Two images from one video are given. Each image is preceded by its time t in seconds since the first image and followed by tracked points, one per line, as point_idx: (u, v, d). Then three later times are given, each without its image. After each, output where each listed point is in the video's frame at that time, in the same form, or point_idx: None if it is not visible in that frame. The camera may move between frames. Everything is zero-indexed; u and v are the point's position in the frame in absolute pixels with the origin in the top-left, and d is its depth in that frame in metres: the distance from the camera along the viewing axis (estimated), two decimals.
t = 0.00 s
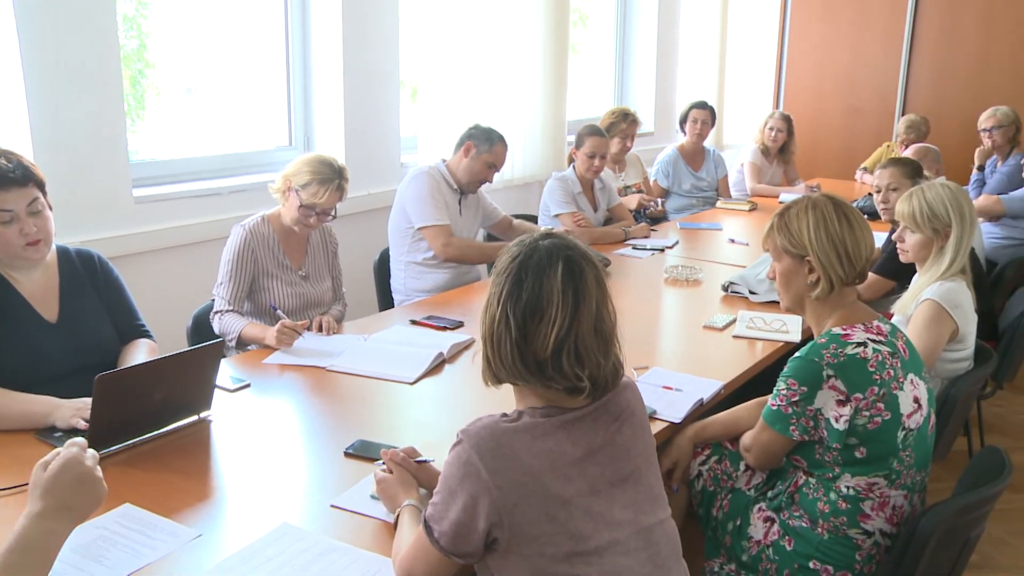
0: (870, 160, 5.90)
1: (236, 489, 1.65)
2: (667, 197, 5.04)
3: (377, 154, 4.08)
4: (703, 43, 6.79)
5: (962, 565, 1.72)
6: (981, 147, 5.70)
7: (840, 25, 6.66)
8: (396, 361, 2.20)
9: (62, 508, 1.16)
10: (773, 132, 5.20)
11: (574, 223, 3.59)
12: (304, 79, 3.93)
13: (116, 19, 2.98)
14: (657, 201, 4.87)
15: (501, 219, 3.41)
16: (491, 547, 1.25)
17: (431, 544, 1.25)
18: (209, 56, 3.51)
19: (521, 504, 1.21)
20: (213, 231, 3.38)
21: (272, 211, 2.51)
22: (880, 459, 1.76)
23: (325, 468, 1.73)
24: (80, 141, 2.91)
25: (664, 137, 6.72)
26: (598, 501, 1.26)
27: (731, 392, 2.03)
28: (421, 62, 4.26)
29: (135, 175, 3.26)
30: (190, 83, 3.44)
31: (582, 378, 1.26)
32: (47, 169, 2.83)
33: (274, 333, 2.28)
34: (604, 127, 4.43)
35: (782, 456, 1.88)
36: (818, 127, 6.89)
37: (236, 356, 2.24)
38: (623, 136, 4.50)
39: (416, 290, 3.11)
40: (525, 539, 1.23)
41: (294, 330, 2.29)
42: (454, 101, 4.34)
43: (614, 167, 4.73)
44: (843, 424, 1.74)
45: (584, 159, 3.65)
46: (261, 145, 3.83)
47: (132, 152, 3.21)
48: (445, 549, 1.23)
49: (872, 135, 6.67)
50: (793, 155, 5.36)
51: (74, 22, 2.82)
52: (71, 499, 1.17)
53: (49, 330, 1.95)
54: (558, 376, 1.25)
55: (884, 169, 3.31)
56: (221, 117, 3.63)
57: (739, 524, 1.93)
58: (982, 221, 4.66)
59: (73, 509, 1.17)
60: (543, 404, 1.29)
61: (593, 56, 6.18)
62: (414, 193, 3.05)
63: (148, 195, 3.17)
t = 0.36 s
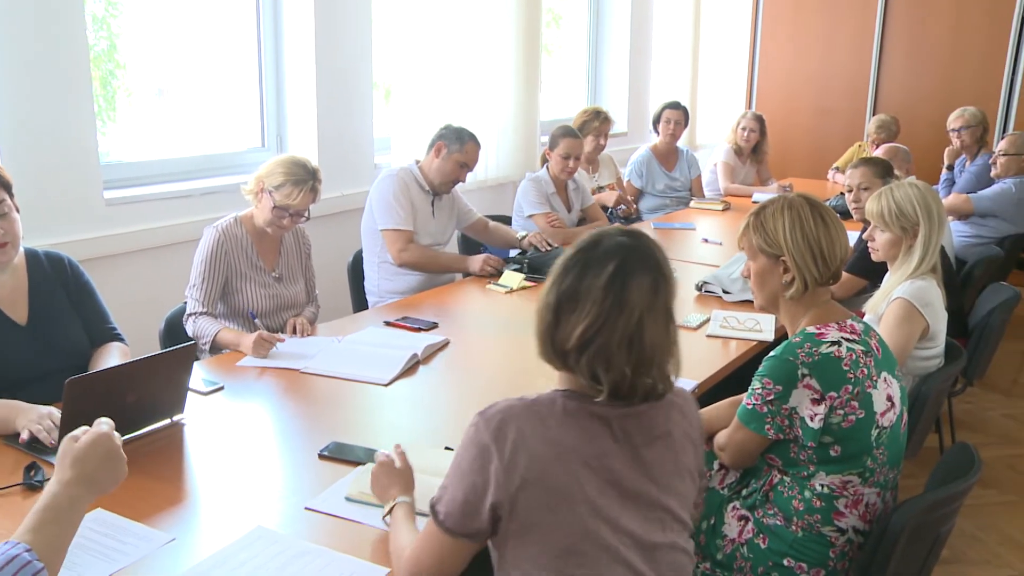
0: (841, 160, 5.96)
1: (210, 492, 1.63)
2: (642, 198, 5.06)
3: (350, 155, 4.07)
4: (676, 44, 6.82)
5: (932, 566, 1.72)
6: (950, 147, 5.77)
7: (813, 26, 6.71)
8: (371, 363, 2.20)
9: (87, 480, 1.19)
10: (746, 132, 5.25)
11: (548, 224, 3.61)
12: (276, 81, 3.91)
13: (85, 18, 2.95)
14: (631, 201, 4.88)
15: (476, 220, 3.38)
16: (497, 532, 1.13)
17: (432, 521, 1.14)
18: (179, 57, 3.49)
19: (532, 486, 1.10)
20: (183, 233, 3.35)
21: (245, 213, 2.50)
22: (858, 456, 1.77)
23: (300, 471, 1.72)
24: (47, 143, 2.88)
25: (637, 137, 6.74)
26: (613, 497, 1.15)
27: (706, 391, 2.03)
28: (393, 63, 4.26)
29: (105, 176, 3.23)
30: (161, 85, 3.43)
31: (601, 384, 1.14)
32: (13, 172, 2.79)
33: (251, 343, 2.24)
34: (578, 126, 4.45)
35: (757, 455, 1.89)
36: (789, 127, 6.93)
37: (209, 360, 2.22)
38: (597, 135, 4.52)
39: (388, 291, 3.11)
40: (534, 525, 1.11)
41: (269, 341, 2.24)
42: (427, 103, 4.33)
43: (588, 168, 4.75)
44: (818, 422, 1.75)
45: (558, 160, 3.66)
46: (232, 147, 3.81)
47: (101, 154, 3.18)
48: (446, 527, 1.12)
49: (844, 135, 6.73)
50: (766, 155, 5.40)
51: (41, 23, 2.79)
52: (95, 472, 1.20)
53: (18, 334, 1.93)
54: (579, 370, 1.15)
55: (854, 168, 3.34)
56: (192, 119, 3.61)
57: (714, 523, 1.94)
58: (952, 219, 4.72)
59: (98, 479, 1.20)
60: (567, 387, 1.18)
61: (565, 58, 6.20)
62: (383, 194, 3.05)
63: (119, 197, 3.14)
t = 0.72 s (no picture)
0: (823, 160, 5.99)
1: (193, 495, 1.61)
2: (624, 198, 5.07)
3: (332, 156, 4.06)
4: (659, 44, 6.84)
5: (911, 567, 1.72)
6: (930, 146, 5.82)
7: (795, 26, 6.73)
8: (354, 364, 2.20)
9: (96, 545, 1.17)
10: (728, 132, 5.25)
11: (532, 224, 3.62)
12: (258, 81, 3.90)
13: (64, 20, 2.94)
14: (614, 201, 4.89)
15: (459, 220, 3.40)
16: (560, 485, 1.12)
17: (518, 449, 1.17)
18: (159, 57, 3.47)
19: (598, 450, 1.07)
20: (163, 235, 3.33)
21: (225, 214, 2.50)
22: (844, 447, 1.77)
23: (284, 473, 1.70)
24: (25, 144, 2.86)
25: (619, 137, 6.76)
26: (672, 499, 1.07)
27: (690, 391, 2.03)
28: (375, 65, 4.26)
29: (86, 178, 3.21)
30: (143, 86, 3.42)
31: (724, 407, 1.06)
32: None
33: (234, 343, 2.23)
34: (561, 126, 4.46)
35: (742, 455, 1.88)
36: (771, 127, 6.94)
37: (191, 362, 2.21)
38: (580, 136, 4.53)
39: (371, 293, 3.11)
40: (587, 489, 1.08)
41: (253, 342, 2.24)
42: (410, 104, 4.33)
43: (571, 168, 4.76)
44: (803, 422, 1.75)
45: (542, 161, 3.67)
46: (214, 148, 3.80)
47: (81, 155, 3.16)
48: (523, 457, 1.15)
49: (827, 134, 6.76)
50: (748, 155, 5.42)
51: (19, 23, 2.77)
52: (106, 541, 1.18)
53: None
54: (699, 388, 1.06)
55: (835, 169, 3.37)
56: (173, 119, 3.59)
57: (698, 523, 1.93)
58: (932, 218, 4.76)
59: (107, 551, 1.19)
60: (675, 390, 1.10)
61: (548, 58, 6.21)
62: (365, 195, 3.05)
63: (100, 199, 3.12)
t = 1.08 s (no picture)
0: (807, 160, 6.02)
1: (177, 498, 1.61)
2: (609, 198, 5.08)
3: (317, 157, 4.05)
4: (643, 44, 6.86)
5: (892, 569, 1.73)
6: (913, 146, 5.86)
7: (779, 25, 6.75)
8: (339, 366, 2.19)
9: (32, 488, 1.11)
10: (712, 132, 5.27)
11: (516, 225, 3.61)
12: (242, 82, 3.88)
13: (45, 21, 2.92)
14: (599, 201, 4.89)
15: (442, 224, 3.41)
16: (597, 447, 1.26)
17: (559, 418, 1.33)
18: (142, 57, 3.46)
19: (633, 426, 1.20)
20: (145, 237, 3.31)
21: (208, 217, 2.49)
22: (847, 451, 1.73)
23: (269, 475, 1.70)
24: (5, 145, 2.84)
25: (604, 138, 6.77)
26: (692, 483, 1.18)
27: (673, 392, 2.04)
28: (359, 65, 4.25)
29: (68, 180, 3.19)
30: (126, 86, 3.40)
31: (785, 424, 1.17)
32: None
33: (218, 346, 2.22)
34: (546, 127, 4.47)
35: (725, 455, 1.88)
36: (755, 127, 6.96)
37: (174, 364, 2.21)
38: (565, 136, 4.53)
39: (355, 294, 3.10)
40: (616, 458, 1.21)
41: (237, 345, 2.23)
42: (394, 105, 4.33)
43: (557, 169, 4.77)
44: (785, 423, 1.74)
45: (527, 162, 3.67)
46: (197, 149, 3.77)
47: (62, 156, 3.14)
48: (564, 424, 1.30)
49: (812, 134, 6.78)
50: (732, 155, 5.44)
51: None
52: (41, 482, 1.12)
53: None
54: (759, 404, 1.18)
55: (818, 168, 3.38)
56: (156, 120, 3.58)
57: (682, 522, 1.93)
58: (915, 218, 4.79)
59: (46, 489, 1.13)
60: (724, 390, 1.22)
61: (533, 59, 6.22)
62: (348, 198, 3.06)
63: (83, 200, 3.10)
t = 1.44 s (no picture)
0: (793, 160, 6.04)
1: (163, 500, 1.60)
2: (595, 198, 5.09)
3: (302, 158, 4.05)
4: (629, 45, 6.87)
5: (878, 568, 1.74)
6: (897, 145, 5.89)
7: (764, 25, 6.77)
8: (326, 368, 2.19)
9: None
10: (698, 132, 5.28)
11: (502, 226, 3.61)
12: (227, 82, 3.87)
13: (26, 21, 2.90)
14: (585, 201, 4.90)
15: (414, 234, 3.43)
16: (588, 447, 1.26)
17: (552, 417, 1.33)
18: (126, 58, 3.44)
19: (624, 426, 1.20)
20: (128, 238, 3.29)
21: (194, 219, 2.48)
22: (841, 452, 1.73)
23: (256, 477, 1.69)
24: None
25: (589, 138, 6.77)
26: (682, 485, 1.18)
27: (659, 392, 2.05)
28: (344, 66, 4.25)
29: (52, 181, 3.17)
30: (110, 87, 3.39)
31: (779, 429, 1.18)
32: None
33: (204, 348, 2.22)
34: (532, 127, 4.47)
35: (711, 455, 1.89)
36: (741, 127, 6.98)
37: (161, 366, 2.20)
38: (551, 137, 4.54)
39: (341, 296, 3.10)
40: (606, 458, 1.21)
41: (224, 347, 2.23)
42: (379, 106, 4.33)
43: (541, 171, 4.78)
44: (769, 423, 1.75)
45: (513, 162, 3.67)
46: (181, 149, 3.76)
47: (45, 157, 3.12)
48: (556, 423, 1.31)
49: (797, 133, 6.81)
50: (718, 155, 5.45)
51: None
52: None
53: None
54: (753, 409, 1.18)
55: (802, 169, 3.39)
56: (141, 122, 3.56)
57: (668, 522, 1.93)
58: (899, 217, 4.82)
59: None
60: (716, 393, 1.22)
61: (518, 59, 6.21)
62: (332, 202, 3.06)
63: (67, 202, 3.09)
